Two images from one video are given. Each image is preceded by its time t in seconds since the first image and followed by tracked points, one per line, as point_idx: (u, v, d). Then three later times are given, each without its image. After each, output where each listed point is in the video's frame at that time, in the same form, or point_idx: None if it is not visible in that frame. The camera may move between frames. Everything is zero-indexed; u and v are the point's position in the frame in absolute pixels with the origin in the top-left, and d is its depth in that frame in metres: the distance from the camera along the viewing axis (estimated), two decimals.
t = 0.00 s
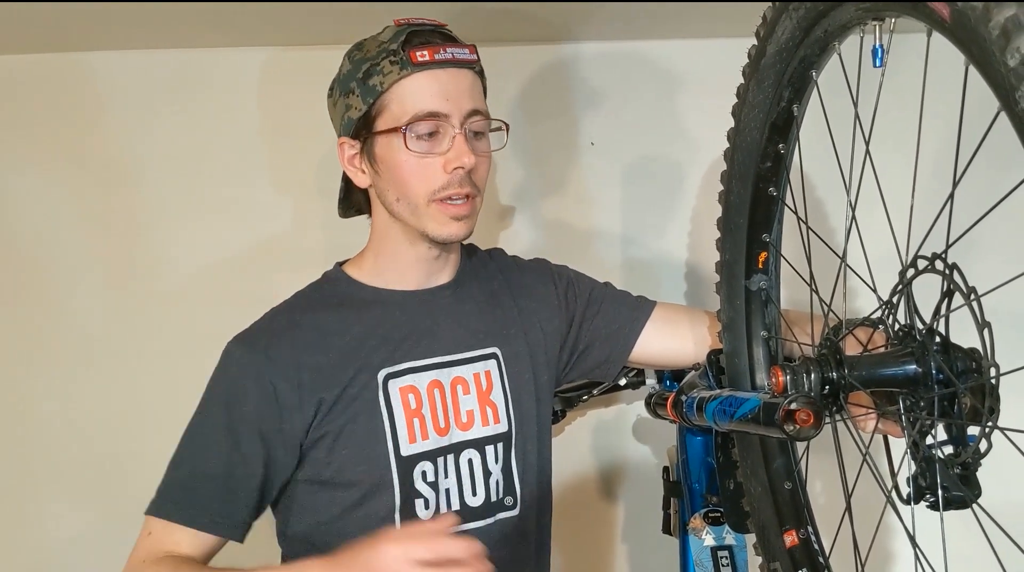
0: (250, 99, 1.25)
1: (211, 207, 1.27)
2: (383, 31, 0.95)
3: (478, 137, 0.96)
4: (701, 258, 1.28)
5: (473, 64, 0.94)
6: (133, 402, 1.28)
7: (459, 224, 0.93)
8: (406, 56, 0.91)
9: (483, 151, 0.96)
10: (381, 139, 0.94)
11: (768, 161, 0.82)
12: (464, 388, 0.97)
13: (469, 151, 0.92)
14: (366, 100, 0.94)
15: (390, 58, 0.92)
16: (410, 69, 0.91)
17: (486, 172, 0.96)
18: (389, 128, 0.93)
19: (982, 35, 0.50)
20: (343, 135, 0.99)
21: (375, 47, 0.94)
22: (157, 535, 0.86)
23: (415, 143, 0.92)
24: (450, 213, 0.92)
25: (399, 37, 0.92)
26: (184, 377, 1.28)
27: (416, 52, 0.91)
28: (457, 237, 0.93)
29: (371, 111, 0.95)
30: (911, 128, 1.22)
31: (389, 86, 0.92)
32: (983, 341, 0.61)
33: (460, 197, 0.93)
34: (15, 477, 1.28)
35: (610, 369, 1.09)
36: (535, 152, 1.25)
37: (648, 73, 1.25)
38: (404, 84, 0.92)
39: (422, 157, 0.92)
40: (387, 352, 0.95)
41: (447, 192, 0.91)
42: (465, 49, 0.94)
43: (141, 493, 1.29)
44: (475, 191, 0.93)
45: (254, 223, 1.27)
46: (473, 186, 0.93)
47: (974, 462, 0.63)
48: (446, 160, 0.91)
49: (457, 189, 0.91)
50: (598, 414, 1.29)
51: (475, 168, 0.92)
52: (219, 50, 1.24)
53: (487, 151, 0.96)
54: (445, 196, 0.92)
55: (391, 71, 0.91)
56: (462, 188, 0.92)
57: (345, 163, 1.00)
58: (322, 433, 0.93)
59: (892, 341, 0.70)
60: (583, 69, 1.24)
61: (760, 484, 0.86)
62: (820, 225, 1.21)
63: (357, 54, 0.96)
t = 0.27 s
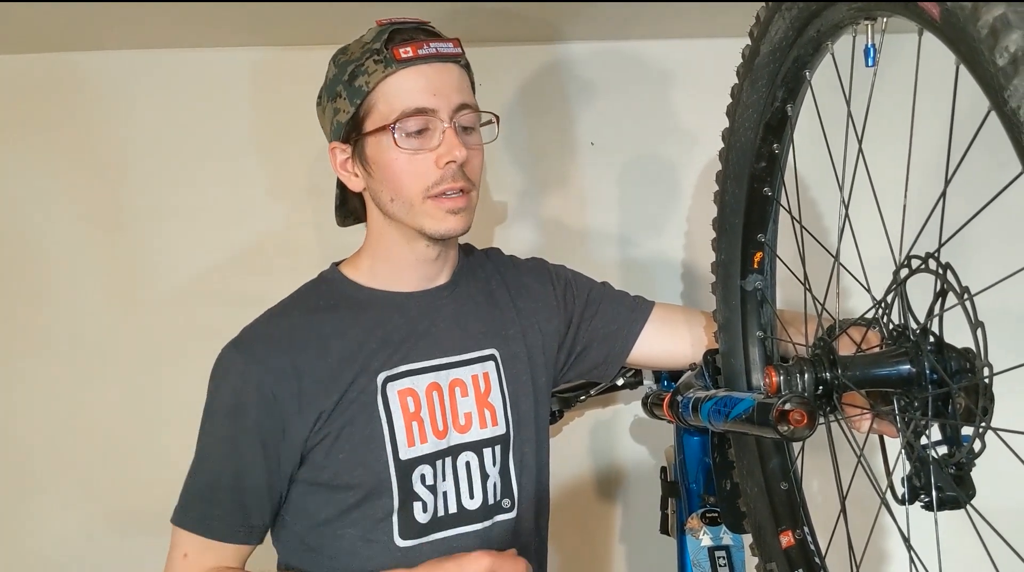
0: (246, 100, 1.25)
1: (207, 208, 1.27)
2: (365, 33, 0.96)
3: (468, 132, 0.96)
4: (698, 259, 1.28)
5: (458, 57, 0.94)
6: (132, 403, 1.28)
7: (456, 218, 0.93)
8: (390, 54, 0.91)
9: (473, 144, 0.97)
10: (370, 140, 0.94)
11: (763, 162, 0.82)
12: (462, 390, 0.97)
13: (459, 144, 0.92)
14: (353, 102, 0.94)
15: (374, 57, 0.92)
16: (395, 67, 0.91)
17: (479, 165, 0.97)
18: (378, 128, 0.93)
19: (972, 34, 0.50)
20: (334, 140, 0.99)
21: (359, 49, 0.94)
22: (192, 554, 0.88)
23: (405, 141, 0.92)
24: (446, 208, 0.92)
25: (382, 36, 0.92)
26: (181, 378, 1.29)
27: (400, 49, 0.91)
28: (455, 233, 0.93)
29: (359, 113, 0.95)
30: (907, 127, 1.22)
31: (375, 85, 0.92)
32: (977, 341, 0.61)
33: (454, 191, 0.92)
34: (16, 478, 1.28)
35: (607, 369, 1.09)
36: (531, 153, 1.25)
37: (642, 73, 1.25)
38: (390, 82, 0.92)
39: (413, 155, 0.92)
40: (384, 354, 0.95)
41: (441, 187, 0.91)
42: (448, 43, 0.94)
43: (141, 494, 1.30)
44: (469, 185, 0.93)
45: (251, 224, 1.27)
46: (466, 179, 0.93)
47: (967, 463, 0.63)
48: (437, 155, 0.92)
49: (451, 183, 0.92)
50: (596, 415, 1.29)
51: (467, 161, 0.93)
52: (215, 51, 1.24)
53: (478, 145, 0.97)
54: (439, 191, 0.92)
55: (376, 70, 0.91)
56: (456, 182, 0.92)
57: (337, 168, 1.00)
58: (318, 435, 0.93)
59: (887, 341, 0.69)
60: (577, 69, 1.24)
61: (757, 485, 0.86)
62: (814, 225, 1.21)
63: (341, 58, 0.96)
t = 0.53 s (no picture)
0: (245, 100, 1.25)
1: (206, 208, 1.26)
2: (359, 34, 0.95)
3: (466, 130, 0.96)
4: (698, 259, 1.28)
5: (453, 55, 0.94)
6: (131, 403, 1.28)
7: (456, 216, 0.92)
8: (385, 54, 0.91)
9: (472, 142, 0.96)
10: (368, 141, 0.93)
11: (763, 162, 0.81)
12: (462, 391, 0.97)
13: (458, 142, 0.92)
14: (350, 103, 0.94)
15: (369, 57, 0.92)
16: (391, 67, 0.91)
17: (478, 163, 0.96)
18: (375, 129, 0.93)
19: (974, 34, 0.50)
20: (331, 142, 0.98)
21: (354, 49, 0.94)
22: (185, 558, 0.89)
23: (403, 140, 0.92)
24: (446, 206, 0.92)
25: (377, 36, 0.92)
26: (180, 379, 1.28)
27: (395, 48, 0.91)
28: (456, 231, 0.92)
29: (356, 114, 0.95)
30: (908, 127, 1.22)
31: (371, 85, 0.92)
32: (979, 342, 0.61)
33: (454, 188, 0.92)
34: (15, 478, 1.27)
35: (607, 370, 1.09)
36: (531, 153, 1.25)
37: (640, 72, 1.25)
38: (386, 82, 0.92)
39: (412, 153, 0.91)
40: (383, 355, 0.95)
41: (441, 185, 0.91)
42: (443, 42, 0.94)
43: (140, 495, 1.29)
44: (468, 182, 0.93)
45: (250, 224, 1.27)
46: (466, 177, 0.93)
47: (971, 464, 0.63)
48: (436, 153, 0.91)
49: (451, 181, 0.91)
50: (596, 415, 1.29)
51: (465, 158, 0.92)
52: (214, 51, 1.24)
53: (476, 142, 0.96)
54: (439, 189, 0.91)
55: (372, 70, 0.91)
56: (455, 180, 0.91)
57: (335, 170, 1.00)
58: (316, 435, 0.93)
59: (888, 342, 0.69)
60: (575, 70, 1.24)
61: (758, 487, 0.86)
62: (815, 226, 1.21)
63: (336, 59, 0.96)
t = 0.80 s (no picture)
0: (243, 100, 1.24)
1: (203, 208, 1.26)
2: (367, 28, 0.95)
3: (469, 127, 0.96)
4: (698, 259, 1.27)
5: (460, 53, 0.94)
6: (129, 404, 1.28)
7: (457, 211, 0.92)
8: (394, 47, 0.91)
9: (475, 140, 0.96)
10: (372, 133, 0.93)
11: (763, 161, 0.81)
12: (460, 390, 0.96)
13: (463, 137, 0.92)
14: (355, 95, 0.93)
15: (377, 50, 0.91)
16: (399, 60, 0.90)
17: (479, 161, 0.96)
18: (380, 121, 0.93)
19: (975, 33, 0.49)
20: (333, 136, 0.98)
21: (362, 42, 0.93)
22: (185, 559, 0.88)
23: (408, 133, 0.91)
24: (448, 201, 0.91)
25: (386, 30, 0.92)
26: (177, 379, 1.28)
27: (404, 42, 0.91)
28: (457, 225, 0.92)
29: (360, 107, 0.94)
30: (909, 127, 1.21)
31: (379, 78, 0.92)
32: (980, 342, 0.60)
33: (456, 184, 0.92)
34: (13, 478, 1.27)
35: (607, 370, 1.08)
36: (530, 153, 1.25)
37: (638, 71, 1.24)
38: (393, 75, 0.91)
39: (417, 146, 0.91)
40: (382, 354, 0.95)
41: (444, 179, 0.91)
42: (451, 40, 0.94)
43: (137, 495, 1.29)
44: (471, 179, 0.93)
45: (248, 224, 1.27)
46: (468, 173, 0.92)
47: (971, 465, 0.62)
48: (441, 148, 0.91)
49: (454, 176, 0.91)
50: (595, 415, 1.29)
51: (470, 155, 0.92)
52: (211, 50, 1.24)
53: (479, 141, 0.96)
54: (441, 184, 0.91)
55: (380, 63, 0.91)
56: (459, 174, 0.91)
57: (335, 165, 0.99)
58: (314, 436, 0.93)
59: (888, 342, 0.69)
60: (574, 70, 1.23)
61: (757, 487, 0.85)
62: (814, 226, 1.21)
63: (343, 52, 0.96)
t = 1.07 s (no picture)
0: (241, 99, 1.24)
1: (201, 207, 1.25)
2: (369, 26, 0.94)
3: (471, 127, 0.96)
4: (698, 258, 1.27)
5: (463, 51, 0.94)
6: (127, 403, 1.27)
7: (458, 212, 0.92)
8: (397, 45, 0.90)
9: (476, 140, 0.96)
10: (374, 133, 0.92)
11: (763, 160, 0.81)
12: (459, 390, 0.96)
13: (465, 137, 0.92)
14: (357, 94, 0.92)
15: (380, 49, 0.90)
16: (401, 59, 0.90)
17: (481, 160, 0.96)
18: (382, 120, 0.92)
19: (977, 31, 0.49)
20: (334, 134, 0.97)
21: (364, 40, 0.93)
22: (185, 559, 0.88)
23: (410, 133, 0.91)
24: (449, 201, 0.91)
25: (388, 28, 0.91)
26: (176, 378, 1.27)
27: (406, 41, 0.90)
28: (459, 226, 0.92)
29: (362, 106, 0.93)
30: (910, 126, 1.21)
31: (380, 77, 0.91)
32: (982, 344, 0.60)
33: (457, 184, 0.92)
34: (14, 478, 1.27)
35: (606, 369, 1.08)
36: (529, 153, 1.24)
37: (638, 70, 1.23)
38: (395, 74, 0.91)
39: (419, 146, 0.90)
40: (380, 353, 0.94)
41: (445, 180, 0.90)
42: (453, 38, 0.93)
43: (136, 494, 1.28)
44: (472, 179, 0.93)
45: (246, 223, 1.26)
46: (470, 173, 0.92)
47: (973, 467, 0.62)
48: (443, 147, 0.90)
49: (455, 176, 0.91)
50: (595, 415, 1.28)
51: (472, 155, 0.92)
52: (208, 49, 1.23)
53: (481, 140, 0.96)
54: (443, 184, 0.91)
55: (382, 61, 0.90)
56: (460, 175, 0.91)
57: (335, 163, 0.98)
58: (313, 436, 0.92)
59: (889, 343, 0.68)
60: (573, 69, 1.23)
61: (758, 488, 0.85)
62: (814, 227, 1.20)
63: (345, 49, 0.95)
